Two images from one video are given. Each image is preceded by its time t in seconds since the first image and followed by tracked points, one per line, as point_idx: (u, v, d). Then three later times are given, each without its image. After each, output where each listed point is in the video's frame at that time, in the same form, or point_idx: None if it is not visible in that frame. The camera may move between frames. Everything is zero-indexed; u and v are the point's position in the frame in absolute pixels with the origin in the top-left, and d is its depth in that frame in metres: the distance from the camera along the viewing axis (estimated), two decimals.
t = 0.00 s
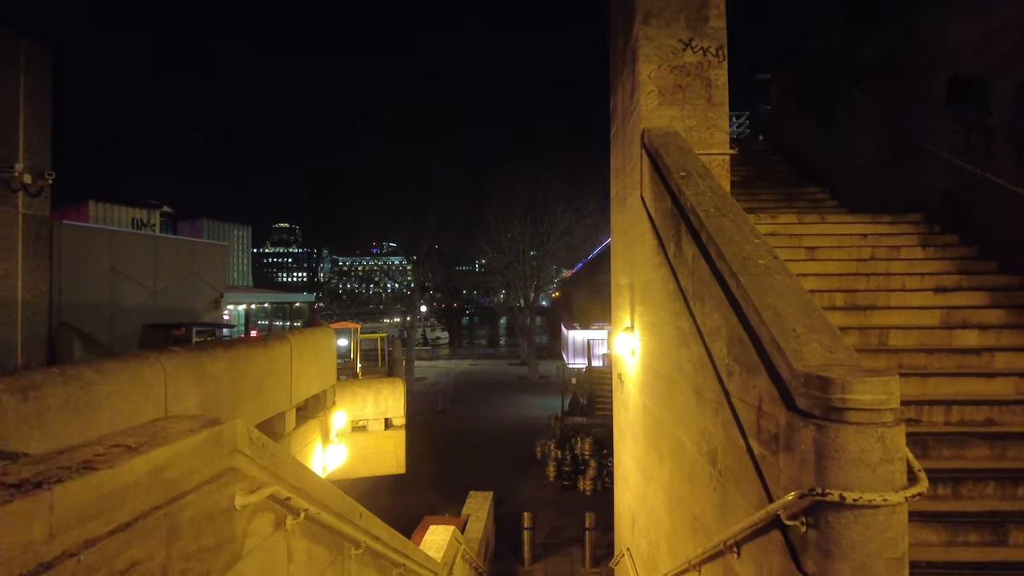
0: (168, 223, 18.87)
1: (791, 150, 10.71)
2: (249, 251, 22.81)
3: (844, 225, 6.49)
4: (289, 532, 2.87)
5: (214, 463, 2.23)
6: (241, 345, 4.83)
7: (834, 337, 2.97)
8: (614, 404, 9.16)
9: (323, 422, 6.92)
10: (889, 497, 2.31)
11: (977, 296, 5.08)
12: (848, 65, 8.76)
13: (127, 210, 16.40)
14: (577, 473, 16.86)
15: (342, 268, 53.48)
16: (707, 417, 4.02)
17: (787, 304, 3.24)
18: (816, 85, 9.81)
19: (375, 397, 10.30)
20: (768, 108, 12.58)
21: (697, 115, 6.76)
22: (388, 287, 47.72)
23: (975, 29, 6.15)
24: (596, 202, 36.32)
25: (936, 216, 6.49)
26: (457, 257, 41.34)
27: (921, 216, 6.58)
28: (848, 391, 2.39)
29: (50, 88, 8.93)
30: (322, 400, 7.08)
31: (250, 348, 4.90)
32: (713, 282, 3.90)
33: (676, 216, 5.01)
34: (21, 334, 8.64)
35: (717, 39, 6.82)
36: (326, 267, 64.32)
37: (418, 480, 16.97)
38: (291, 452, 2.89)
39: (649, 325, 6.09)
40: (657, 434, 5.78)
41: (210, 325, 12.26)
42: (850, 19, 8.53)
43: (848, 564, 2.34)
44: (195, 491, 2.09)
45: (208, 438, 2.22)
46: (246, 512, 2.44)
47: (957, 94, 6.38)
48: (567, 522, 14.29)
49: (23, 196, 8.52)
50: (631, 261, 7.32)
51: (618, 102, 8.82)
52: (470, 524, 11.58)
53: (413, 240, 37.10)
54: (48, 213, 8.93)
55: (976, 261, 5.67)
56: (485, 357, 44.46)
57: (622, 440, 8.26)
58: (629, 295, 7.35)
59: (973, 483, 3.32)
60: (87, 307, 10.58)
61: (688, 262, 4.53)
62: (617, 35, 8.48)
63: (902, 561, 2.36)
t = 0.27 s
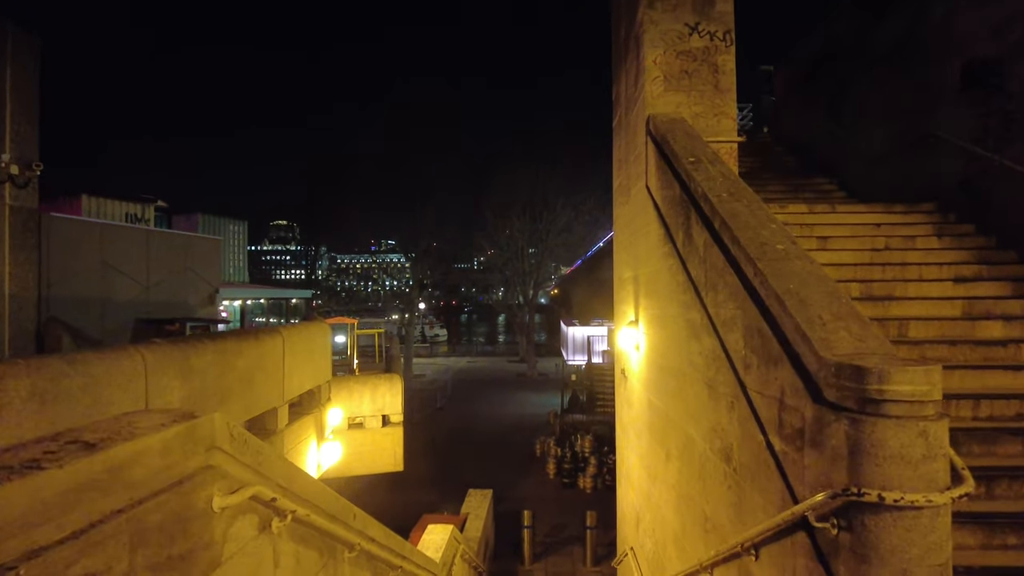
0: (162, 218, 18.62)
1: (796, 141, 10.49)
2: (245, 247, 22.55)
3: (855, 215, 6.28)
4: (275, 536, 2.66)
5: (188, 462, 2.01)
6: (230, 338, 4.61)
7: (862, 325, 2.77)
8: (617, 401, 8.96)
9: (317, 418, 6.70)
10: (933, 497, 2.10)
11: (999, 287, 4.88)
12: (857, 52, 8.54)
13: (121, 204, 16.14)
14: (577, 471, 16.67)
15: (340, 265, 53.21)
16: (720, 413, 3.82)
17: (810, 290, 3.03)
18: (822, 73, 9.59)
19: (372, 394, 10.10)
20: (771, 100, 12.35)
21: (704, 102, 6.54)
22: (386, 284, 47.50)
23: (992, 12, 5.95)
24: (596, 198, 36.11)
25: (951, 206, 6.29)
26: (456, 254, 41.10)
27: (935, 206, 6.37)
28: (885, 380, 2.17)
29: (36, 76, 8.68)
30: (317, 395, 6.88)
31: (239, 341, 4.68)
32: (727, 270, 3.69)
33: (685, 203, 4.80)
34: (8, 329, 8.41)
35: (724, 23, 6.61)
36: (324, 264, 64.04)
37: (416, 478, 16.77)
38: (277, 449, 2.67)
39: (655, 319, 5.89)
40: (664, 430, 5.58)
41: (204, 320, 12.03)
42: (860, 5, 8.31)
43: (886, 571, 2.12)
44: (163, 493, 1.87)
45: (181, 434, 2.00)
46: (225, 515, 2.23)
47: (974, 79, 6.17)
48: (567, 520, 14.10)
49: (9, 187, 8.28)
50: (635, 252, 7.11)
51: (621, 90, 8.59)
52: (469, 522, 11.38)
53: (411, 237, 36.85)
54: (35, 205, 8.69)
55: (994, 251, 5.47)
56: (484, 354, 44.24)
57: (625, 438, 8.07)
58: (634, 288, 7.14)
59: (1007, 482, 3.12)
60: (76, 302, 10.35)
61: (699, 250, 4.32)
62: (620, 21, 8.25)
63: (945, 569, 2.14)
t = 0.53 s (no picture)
0: (159, 215, 18.40)
1: (803, 132, 10.24)
2: (243, 244, 22.32)
3: (871, 203, 6.03)
4: (255, 543, 2.42)
5: (150, 463, 1.78)
6: (218, 331, 4.39)
7: (899, 312, 2.53)
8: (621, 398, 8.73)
9: (313, 416, 6.48)
10: (995, 501, 1.88)
11: None
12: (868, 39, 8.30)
13: (116, 199, 15.90)
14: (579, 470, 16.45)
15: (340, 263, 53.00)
16: (737, 409, 3.59)
17: (839, 275, 2.79)
18: (831, 62, 9.35)
19: (370, 391, 9.88)
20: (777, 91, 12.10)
21: (713, 87, 6.30)
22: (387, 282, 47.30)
23: None
24: (597, 195, 35.87)
25: (970, 194, 6.06)
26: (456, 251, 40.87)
27: (953, 194, 6.14)
28: (938, 370, 1.92)
29: (25, 64, 8.45)
30: (312, 392, 6.66)
31: (228, 334, 4.45)
32: (746, 256, 3.45)
33: (697, 189, 4.57)
34: None
35: (734, 5, 6.37)
36: (324, 263, 63.81)
37: (416, 477, 16.55)
38: (258, 448, 2.44)
39: (663, 312, 5.66)
40: (673, 427, 5.34)
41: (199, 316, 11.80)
42: None
43: None
44: (114, 499, 1.64)
45: (144, 431, 1.78)
46: (195, 523, 1.99)
47: (995, 62, 5.93)
48: (569, 520, 13.88)
49: None
50: (641, 244, 6.87)
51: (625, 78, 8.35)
52: (470, 523, 11.15)
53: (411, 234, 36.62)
54: (24, 197, 8.46)
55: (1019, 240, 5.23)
56: (485, 352, 44.01)
57: (630, 436, 7.84)
58: (640, 281, 6.91)
59: None
60: (68, 297, 10.11)
61: (713, 236, 4.09)
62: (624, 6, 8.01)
63: None
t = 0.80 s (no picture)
0: (157, 215, 18.21)
1: (812, 129, 10.01)
2: (243, 244, 22.13)
3: (887, 201, 5.80)
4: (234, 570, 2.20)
5: (99, 488, 1.56)
6: (206, 334, 4.17)
7: (941, 313, 2.31)
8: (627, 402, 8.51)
9: (309, 421, 6.28)
10: None
11: None
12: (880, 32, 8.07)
13: (113, 200, 15.71)
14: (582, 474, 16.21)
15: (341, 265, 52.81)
16: (756, 418, 3.37)
17: (872, 274, 2.57)
18: (841, 57, 9.12)
19: (369, 395, 9.66)
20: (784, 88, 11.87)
21: (723, 80, 6.08)
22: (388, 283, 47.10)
23: None
24: (599, 195, 35.66)
25: (991, 191, 5.83)
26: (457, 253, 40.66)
27: (973, 190, 5.91)
28: (999, 380, 1.70)
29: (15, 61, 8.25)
30: (308, 396, 6.45)
31: (216, 338, 4.24)
32: (766, 254, 3.23)
33: (709, 185, 4.35)
34: None
35: None
36: (325, 264, 63.64)
37: (417, 481, 16.33)
38: (237, 464, 2.22)
39: (672, 314, 5.45)
40: (683, 434, 5.11)
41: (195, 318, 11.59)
42: None
43: None
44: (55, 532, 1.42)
45: (97, 450, 1.57)
46: (160, 552, 1.77)
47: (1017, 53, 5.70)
48: (573, 525, 13.65)
49: None
50: (648, 243, 6.65)
51: (630, 73, 8.13)
52: (471, 529, 10.92)
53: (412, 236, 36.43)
54: (14, 196, 8.25)
55: None
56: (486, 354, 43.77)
57: (637, 441, 7.61)
58: (646, 282, 6.70)
59: None
60: (60, 298, 9.91)
61: (728, 233, 3.88)
62: None
63: None
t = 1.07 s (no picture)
0: (156, 214, 18.00)
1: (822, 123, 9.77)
2: (242, 244, 21.90)
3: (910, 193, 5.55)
4: None
5: (50, 505, 1.34)
6: (196, 331, 3.94)
7: (1005, 305, 2.07)
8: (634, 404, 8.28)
9: (306, 423, 6.05)
10: None
11: None
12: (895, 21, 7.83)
13: (110, 198, 15.50)
14: (585, 476, 15.98)
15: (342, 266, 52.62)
16: (784, 420, 3.14)
17: (921, 262, 2.33)
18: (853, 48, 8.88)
19: (369, 395, 9.41)
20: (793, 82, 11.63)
21: (737, 69, 5.86)
22: (388, 284, 46.91)
23: None
24: (600, 195, 35.42)
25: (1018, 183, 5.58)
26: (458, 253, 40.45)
27: (999, 182, 5.66)
28: None
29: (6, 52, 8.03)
30: (306, 397, 6.22)
31: (206, 335, 4.01)
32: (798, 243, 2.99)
33: (728, 174, 4.12)
34: None
35: None
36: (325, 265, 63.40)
37: (417, 483, 16.11)
38: (220, 475, 1.98)
39: (686, 311, 5.22)
40: (698, 437, 4.88)
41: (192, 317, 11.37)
42: None
43: None
44: None
45: (44, 461, 1.34)
46: None
47: None
48: (577, 528, 13.42)
49: None
50: (659, 238, 6.42)
51: (638, 64, 7.90)
52: (473, 534, 10.68)
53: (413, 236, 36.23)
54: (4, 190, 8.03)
55: None
56: (487, 355, 43.51)
57: (646, 444, 7.38)
58: (657, 279, 6.48)
59: None
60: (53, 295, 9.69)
61: (751, 223, 3.65)
62: None
63: None
